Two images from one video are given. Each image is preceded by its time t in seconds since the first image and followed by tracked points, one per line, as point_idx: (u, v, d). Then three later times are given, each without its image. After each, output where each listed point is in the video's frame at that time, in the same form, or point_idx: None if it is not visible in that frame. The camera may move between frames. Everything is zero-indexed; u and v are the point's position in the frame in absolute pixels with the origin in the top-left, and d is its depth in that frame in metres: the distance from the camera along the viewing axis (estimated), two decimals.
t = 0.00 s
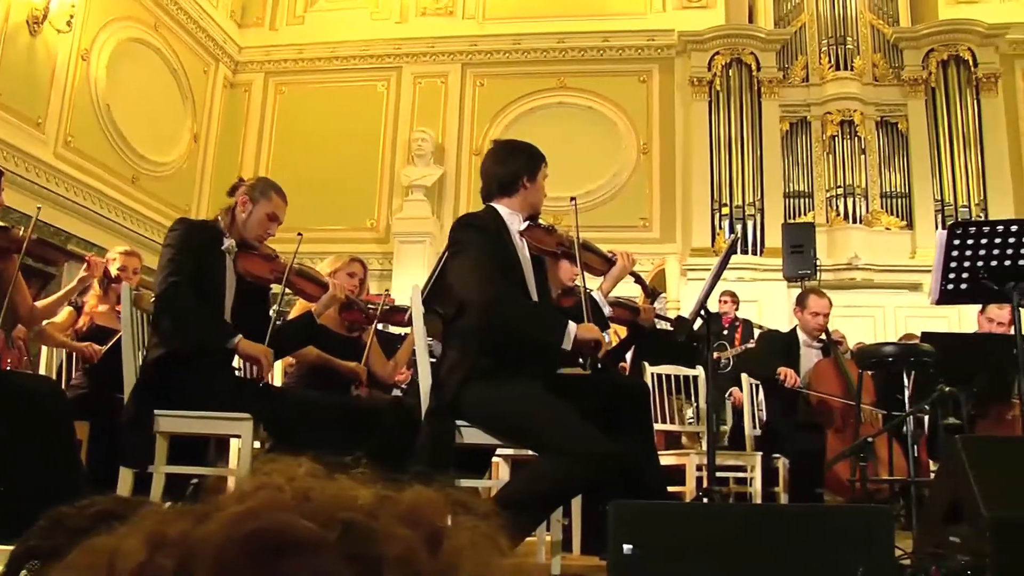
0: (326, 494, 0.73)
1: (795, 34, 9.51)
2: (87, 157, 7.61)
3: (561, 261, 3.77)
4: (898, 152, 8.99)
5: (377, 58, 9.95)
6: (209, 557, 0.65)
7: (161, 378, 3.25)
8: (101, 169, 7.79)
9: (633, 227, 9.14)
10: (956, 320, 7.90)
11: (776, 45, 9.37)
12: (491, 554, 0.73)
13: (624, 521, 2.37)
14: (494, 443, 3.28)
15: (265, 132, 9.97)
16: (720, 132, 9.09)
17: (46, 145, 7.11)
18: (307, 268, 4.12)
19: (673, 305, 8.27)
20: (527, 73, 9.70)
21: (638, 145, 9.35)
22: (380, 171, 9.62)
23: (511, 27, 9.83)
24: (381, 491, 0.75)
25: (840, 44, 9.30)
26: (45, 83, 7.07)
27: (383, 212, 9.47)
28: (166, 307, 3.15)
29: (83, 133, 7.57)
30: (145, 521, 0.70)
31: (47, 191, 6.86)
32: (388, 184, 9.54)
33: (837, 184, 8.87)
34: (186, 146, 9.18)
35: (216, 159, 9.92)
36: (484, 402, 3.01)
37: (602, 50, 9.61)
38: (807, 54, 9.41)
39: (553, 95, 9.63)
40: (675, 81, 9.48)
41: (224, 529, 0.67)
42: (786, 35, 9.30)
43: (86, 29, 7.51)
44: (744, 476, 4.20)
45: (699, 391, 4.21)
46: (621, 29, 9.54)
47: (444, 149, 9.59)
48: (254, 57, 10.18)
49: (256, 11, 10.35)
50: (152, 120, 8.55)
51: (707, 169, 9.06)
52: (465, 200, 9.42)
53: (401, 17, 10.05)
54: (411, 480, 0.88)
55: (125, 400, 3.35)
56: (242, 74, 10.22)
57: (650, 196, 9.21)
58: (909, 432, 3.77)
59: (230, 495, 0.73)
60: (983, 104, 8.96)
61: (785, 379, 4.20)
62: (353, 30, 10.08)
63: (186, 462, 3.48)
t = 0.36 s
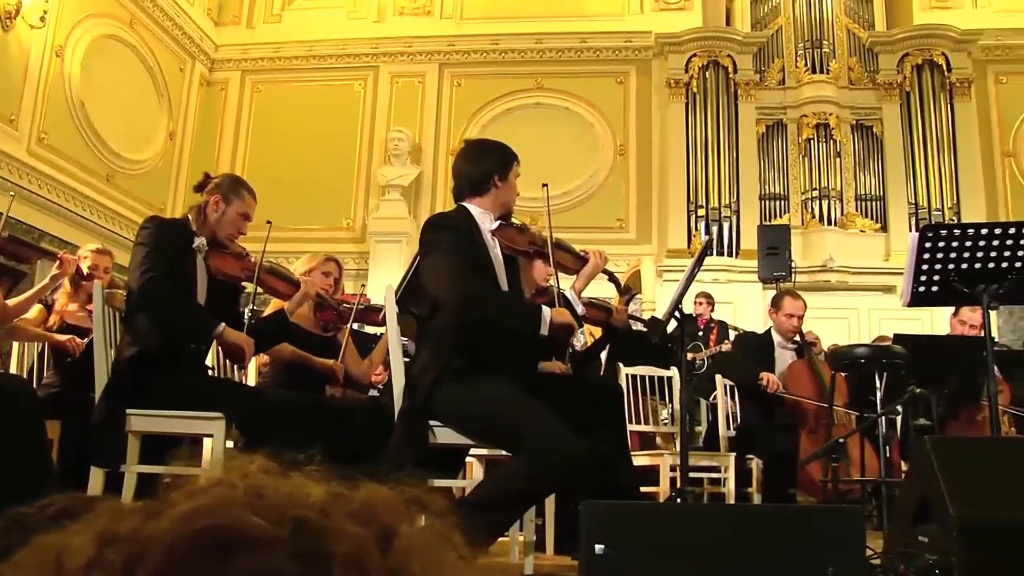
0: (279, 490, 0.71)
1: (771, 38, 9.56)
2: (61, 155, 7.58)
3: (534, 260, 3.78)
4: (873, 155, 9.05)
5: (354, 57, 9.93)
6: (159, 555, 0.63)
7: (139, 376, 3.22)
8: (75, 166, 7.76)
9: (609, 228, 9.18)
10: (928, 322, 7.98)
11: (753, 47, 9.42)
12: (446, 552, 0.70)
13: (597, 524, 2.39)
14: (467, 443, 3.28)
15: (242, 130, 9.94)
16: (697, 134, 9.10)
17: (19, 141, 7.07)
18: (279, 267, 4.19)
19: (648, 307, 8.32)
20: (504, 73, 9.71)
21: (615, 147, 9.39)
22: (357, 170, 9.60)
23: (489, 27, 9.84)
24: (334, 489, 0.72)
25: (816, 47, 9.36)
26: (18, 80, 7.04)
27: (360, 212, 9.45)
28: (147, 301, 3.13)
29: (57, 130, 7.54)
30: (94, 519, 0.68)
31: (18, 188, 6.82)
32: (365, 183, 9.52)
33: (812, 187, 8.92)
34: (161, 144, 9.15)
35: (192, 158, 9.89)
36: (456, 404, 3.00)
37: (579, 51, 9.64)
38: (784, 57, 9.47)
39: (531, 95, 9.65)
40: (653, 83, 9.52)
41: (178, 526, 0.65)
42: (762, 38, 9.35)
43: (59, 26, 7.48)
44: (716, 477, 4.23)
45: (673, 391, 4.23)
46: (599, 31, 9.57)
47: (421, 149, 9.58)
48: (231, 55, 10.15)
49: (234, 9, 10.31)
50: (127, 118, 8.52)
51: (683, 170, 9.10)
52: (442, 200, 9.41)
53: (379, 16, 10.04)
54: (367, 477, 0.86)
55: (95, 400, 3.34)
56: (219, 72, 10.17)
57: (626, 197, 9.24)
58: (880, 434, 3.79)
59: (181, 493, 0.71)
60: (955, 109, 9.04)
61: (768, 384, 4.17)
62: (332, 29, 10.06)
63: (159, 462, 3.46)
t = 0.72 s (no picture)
0: (235, 492, 0.72)
1: (748, 40, 9.62)
2: (35, 152, 7.51)
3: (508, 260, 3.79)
4: (849, 158, 9.11)
5: (333, 56, 9.93)
6: (114, 555, 0.65)
7: (113, 376, 3.20)
8: (50, 164, 7.69)
9: (587, 229, 9.21)
10: (903, 324, 8.06)
11: (731, 50, 9.45)
12: (399, 555, 0.72)
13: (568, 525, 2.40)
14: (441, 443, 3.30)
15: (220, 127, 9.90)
16: (675, 136, 9.14)
17: None
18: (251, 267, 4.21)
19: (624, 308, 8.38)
20: (483, 73, 9.72)
21: (593, 147, 9.42)
22: (335, 168, 9.58)
23: (468, 27, 9.85)
24: (291, 491, 0.74)
25: (793, 51, 9.42)
26: None
27: (338, 211, 9.42)
28: (130, 299, 3.08)
29: (32, 126, 7.47)
30: (58, 515, 0.70)
31: None
32: (344, 182, 9.50)
33: (788, 189, 8.96)
34: (138, 142, 9.09)
35: (169, 156, 9.84)
36: (431, 404, 3.01)
37: (558, 51, 9.67)
38: (762, 60, 9.52)
39: (510, 95, 9.66)
40: (631, 84, 9.56)
41: (135, 526, 0.67)
42: (740, 40, 9.39)
43: (34, 21, 7.39)
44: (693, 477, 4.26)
45: (649, 392, 4.26)
46: (577, 32, 9.60)
47: (400, 149, 9.56)
48: (209, 53, 10.12)
49: (212, 7, 10.27)
50: (104, 115, 8.47)
51: (661, 171, 9.13)
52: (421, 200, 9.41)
53: (358, 16, 10.05)
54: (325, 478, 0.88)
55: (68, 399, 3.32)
56: (196, 71, 10.10)
57: (604, 198, 9.28)
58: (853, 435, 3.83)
59: (136, 497, 0.73)
60: (929, 113, 9.13)
61: (751, 388, 4.17)
62: (311, 28, 10.05)
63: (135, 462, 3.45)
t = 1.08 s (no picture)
0: (197, 494, 0.67)
1: (727, 44, 9.67)
2: (10, 150, 7.42)
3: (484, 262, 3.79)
4: (826, 161, 9.19)
5: (312, 56, 9.91)
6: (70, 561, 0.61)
7: (87, 376, 3.18)
8: (24, 161, 7.61)
9: (565, 231, 9.23)
10: (879, 326, 8.13)
11: (710, 53, 9.49)
12: (370, 565, 0.68)
13: (542, 526, 2.41)
14: (417, 444, 3.29)
15: (197, 125, 9.85)
16: (653, 139, 9.17)
17: None
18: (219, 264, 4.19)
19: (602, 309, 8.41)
20: (463, 73, 9.73)
21: (572, 149, 9.45)
22: (313, 168, 9.55)
23: (448, 28, 9.86)
24: (253, 495, 0.69)
25: (771, 54, 9.48)
26: None
27: (316, 211, 9.39)
28: (112, 299, 3.08)
29: (6, 123, 7.38)
30: (12, 523, 0.64)
31: None
32: (321, 181, 9.46)
33: (766, 192, 9.01)
34: (115, 140, 9.03)
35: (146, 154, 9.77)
36: (407, 405, 3.00)
37: (538, 53, 9.70)
38: (740, 63, 9.59)
39: (490, 96, 9.67)
40: (610, 86, 9.59)
41: (88, 535, 0.62)
42: (719, 44, 9.44)
43: (9, 18, 7.35)
44: (670, 479, 4.27)
45: (626, 394, 4.27)
46: (557, 34, 9.64)
47: (379, 149, 9.55)
48: (187, 52, 10.07)
49: (190, 5, 10.23)
50: (80, 113, 8.42)
51: (640, 173, 9.15)
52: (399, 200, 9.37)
53: (338, 15, 10.04)
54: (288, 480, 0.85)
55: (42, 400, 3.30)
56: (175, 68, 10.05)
57: (582, 200, 9.31)
58: (829, 436, 3.85)
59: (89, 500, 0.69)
60: (905, 117, 9.22)
61: (734, 392, 4.19)
62: (290, 27, 10.03)
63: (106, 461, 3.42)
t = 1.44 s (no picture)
0: (164, 498, 0.63)
1: (707, 47, 9.71)
2: None
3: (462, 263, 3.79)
4: (804, 164, 9.24)
5: (292, 55, 9.87)
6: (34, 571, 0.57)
7: (63, 377, 3.15)
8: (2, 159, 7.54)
9: (544, 232, 9.25)
10: (857, 329, 8.19)
11: (689, 56, 9.53)
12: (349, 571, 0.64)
13: (520, 528, 2.42)
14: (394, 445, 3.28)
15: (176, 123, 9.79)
16: (632, 141, 9.18)
17: None
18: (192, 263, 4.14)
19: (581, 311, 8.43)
20: (443, 74, 9.73)
21: (551, 151, 9.47)
22: (293, 167, 9.51)
23: (427, 28, 9.85)
24: (223, 499, 0.65)
25: (750, 58, 9.52)
26: None
27: (295, 211, 9.36)
28: (96, 299, 3.08)
29: None
30: None
31: None
32: (301, 181, 9.43)
33: (744, 195, 9.05)
34: (93, 138, 8.98)
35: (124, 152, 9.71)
36: (384, 404, 3.01)
37: (517, 54, 9.70)
38: (719, 66, 9.63)
39: (469, 97, 9.67)
40: (590, 88, 9.61)
41: (52, 543, 0.58)
42: (698, 47, 9.47)
43: None
44: (648, 480, 4.28)
45: (604, 395, 4.28)
46: (537, 35, 9.66)
47: (358, 149, 9.52)
48: (166, 49, 10.01)
49: (169, 2, 10.18)
50: (58, 111, 8.37)
51: (619, 175, 9.17)
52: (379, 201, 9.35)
53: (318, 15, 10.00)
54: (253, 484, 0.81)
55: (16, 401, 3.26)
56: (154, 67, 10.00)
57: (562, 201, 9.32)
58: (806, 438, 3.87)
59: (54, 503, 0.63)
60: (882, 122, 9.28)
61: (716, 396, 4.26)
62: (270, 26, 9.99)
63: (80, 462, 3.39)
